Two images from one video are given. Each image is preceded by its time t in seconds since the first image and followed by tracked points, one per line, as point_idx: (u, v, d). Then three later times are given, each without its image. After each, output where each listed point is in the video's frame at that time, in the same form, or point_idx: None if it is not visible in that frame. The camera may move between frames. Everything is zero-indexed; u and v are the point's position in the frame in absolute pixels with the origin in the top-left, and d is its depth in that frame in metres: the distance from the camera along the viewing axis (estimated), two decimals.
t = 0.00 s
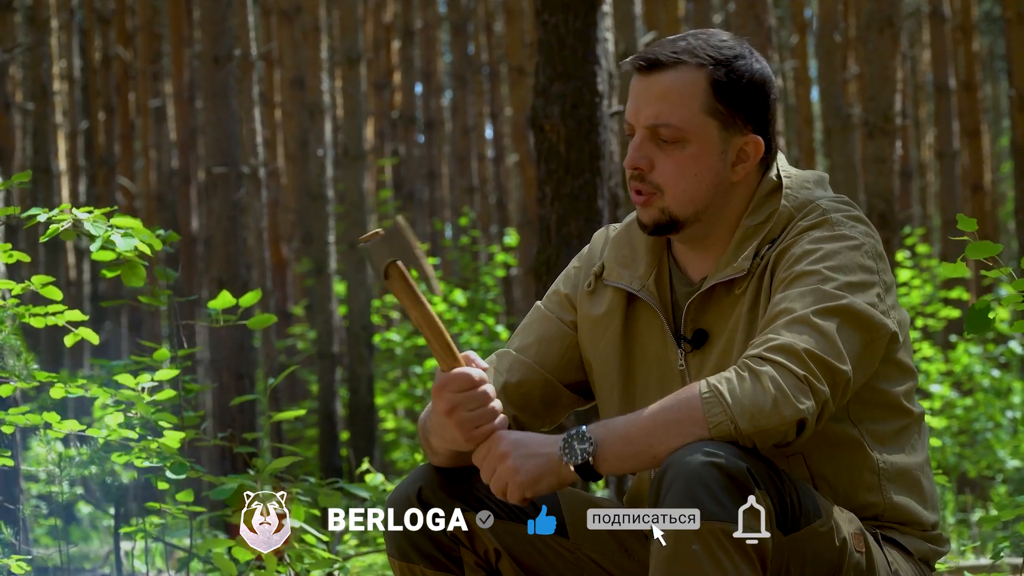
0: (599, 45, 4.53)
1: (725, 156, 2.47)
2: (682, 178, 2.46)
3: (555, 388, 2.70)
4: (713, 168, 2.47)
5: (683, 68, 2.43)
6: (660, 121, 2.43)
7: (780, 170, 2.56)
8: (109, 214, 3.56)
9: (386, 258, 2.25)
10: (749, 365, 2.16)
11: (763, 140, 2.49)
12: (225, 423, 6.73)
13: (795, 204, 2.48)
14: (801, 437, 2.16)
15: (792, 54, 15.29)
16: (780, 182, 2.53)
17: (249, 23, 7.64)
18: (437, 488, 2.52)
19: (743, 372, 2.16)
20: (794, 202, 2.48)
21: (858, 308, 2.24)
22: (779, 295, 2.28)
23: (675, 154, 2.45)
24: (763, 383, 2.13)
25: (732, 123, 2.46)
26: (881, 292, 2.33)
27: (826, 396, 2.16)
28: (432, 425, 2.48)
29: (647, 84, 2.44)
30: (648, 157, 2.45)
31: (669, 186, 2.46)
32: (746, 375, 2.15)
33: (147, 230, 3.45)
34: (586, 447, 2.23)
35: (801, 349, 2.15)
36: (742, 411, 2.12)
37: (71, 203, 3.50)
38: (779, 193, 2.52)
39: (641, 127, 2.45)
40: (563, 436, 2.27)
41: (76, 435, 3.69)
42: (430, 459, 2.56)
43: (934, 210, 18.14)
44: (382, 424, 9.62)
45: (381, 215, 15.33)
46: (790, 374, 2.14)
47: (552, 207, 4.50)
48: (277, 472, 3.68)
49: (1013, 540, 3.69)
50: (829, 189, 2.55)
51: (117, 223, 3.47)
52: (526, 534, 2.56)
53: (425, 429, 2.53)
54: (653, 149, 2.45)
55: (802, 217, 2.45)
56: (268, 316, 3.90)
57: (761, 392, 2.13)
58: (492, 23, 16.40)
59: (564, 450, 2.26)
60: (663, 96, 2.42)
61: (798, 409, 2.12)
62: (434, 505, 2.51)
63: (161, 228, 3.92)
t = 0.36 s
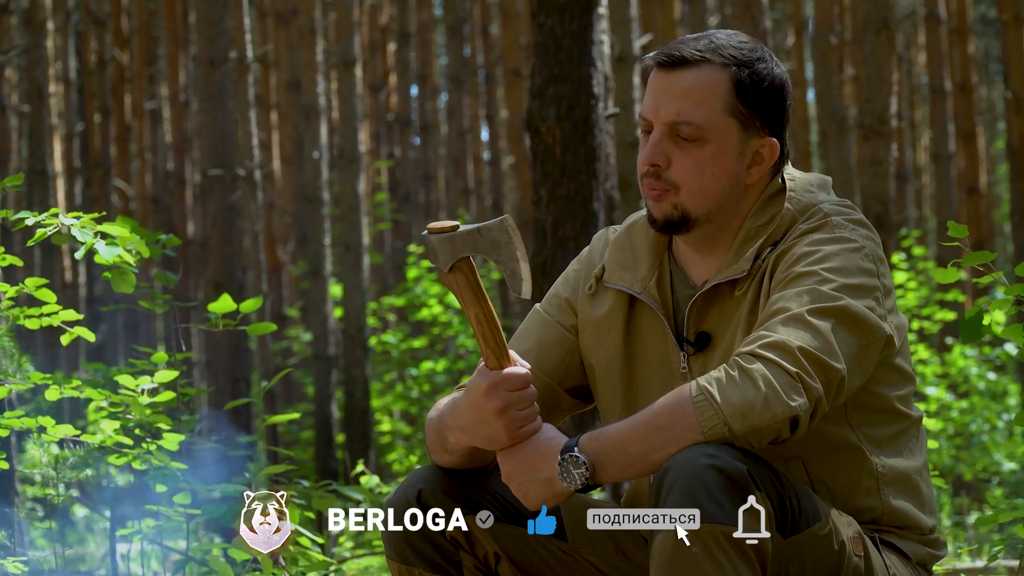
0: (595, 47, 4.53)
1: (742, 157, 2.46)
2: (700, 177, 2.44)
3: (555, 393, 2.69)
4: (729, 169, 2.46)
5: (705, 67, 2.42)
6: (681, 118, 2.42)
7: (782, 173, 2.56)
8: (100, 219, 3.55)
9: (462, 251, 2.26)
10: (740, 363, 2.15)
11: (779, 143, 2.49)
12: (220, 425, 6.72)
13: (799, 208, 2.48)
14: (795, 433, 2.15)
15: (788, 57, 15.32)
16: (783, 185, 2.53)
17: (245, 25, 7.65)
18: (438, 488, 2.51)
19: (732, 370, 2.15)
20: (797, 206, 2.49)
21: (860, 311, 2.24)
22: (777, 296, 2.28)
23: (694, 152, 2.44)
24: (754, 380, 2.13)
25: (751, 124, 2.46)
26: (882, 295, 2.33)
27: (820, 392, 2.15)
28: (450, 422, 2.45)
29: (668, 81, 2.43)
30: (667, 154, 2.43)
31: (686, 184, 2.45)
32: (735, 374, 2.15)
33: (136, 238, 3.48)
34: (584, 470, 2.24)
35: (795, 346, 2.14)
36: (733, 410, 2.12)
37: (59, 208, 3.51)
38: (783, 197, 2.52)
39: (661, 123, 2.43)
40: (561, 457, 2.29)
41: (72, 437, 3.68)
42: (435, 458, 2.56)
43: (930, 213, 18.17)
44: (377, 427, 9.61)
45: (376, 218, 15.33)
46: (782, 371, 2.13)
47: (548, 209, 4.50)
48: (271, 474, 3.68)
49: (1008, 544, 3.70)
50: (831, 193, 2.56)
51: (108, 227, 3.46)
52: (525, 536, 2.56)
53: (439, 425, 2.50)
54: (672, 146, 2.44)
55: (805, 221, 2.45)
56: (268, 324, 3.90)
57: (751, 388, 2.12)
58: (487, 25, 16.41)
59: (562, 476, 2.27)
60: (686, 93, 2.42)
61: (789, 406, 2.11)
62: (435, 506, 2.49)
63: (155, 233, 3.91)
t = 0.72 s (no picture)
0: (594, 52, 4.54)
1: (739, 159, 2.47)
2: (699, 180, 2.45)
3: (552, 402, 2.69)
4: (728, 171, 2.47)
5: (702, 70, 2.43)
6: (679, 121, 2.43)
7: (780, 179, 2.56)
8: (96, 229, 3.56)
9: (464, 254, 2.29)
10: (740, 368, 2.15)
11: (775, 145, 2.50)
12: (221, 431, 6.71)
13: (795, 213, 2.48)
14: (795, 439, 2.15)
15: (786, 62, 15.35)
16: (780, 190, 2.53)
17: (244, 30, 7.67)
18: (437, 490, 2.51)
19: (733, 375, 2.16)
20: (793, 210, 2.48)
21: (857, 315, 2.24)
22: (776, 301, 2.28)
23: (692, 154, 2.45)
24: (754, 386, 2.12)
25: (748, 126, 2.47)
26: (880, 299, 2.33)
27: (820, 397, 2.15)
28: (449, 427, 2.45)
29: (664, 84, 2.44)
30: (665, 156, 2.44)
31: (685, 187, 2.46)
32: (735, 379, 2.15)
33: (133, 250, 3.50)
34: (583, 472, 2.24)
35: (794, 350, 2.15)
36: (733, 414, 2.11)
37: (57, 218, 3.51)
38: (779, 202, 2.52)
39: (659, 126, 2.44)
40: (560, 459, 2.28)
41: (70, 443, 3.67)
42: (432, 463, 2.55)
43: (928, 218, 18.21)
44: (377, 431, 9.60)
45: (376, 223, 15.33)
46: (782, 376, 2.13)
47: (547, 215, 4.50)
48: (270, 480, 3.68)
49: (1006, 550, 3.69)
50: (828, 198, 2.55)
51: (103, 238, 3.47)
52: (524, 539, 2.56)
53: (438, 431, 2.50)
54: (670, 150, 2.44)
55: (802, 225, 2.45)
56: (266, 328, 3.90)
57: (751, 394, 2.12)
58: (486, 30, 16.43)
59: (562, 477, 2.27)
60: (682, 96, 2.43)
61: (790, 410, 2.11)
62: (433, 509, 2.49)
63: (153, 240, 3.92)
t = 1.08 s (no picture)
0: (593, 55, 4.54)
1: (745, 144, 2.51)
2: (722, 167, 2.46)
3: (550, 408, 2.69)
4: (742, 156, 2.49)
5: (697, 63, 2.46)
6: (692, 112, 2.44)
7: (773, 180, 2.55)
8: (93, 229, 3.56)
9: (454, 263, 2.28)
10: (742, 372, 2.15)
11: (764, 126, 2.57)
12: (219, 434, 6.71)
13: (792, 216, 2.46)
14: (797, 444, 2.14)
15: (785, 65, 15.35)
16: (775, 192, 2.51)
17: (243, 33, 7.69)
18: (437, 491, 2.50)
19: (735, 380, 2.15)
20: (789, 213, 2.47)
21: (857, 318, 2.23)
22: (776, 306, 2.27)
23: (710, 143, 2.45)
24: (756, 391, 2.12)
25: (746, 112, 2.52)
26: (880, 301, 2.32)
27: (821, 403, 2.14)
28: (445, 431, 2.45)
29: (668, 80, 2.46)
30: (686, 149, 2.45)
31: (710, 176, 2.46)
32: (738, 383, 2.14)
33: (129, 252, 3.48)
34: (576, 469, 2.25)
35: (794, 356, 2.14)
36: (736, 417, 2.11)
37: (54, 220, 3.50)
38: (775, 203, 2.50)
39: (672, 121, 2.45)
40: (554, 457, 2.30)
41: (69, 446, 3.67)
42: (429, 467, 2.55)
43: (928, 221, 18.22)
44: (376, 435, 9.59)
45: (376, 226, 15.33)
46: (783, 381, 2.13)
47: (545, 219, 4.50)
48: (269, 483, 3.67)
49: (1005, 553, 3.69)
50: (824, 198, 2.53)
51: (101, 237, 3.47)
52: (523, 543, 2.55)
53: (434, 435, 2.50)
54: (688, 141, 2.45)
55: (799, 229, 2.44)
56: (264, 331, 3.89)
57: (754, 399, 2.12)
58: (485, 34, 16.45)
59: (554, 474, 2.28)
60: (690, 88, 2.44)
61: (793, 415, 2.10)
62: (433, 509, 2.49)
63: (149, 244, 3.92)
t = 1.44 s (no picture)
0: (593, 56, 4.55)
1: (716, 148, 2.48)
2: (689, 178, 2.45)
3: (554, 410, 2.68)
4: (711, 163, 2.47)
5: (660, 75, 2.43)
6: (653, 126, 2.43)
7: (760, 178, 2.55)
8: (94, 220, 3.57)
9: (503, 275, 2.29)
10: (735, 370, 2.16)
11: (743, 125, 2.50)
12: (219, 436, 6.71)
13: (778, 212, 2.47)
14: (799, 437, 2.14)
15: (785, 68, 15.37)
16: (761, 190, 2.53)
17: (243, 35, 7.71)
18: (437, 491, 2.50)
19: (733, 377, 2.16)
20: (776, 209, 2.47)
21: (849, 309, 2.22)
22: (770, 301, 2.28)
23: (676, 155, 2.44)
24: (754, 386, 2.13)
25: (717, 115, 2.48)
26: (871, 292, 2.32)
27: (818, 392, 2.13)
28: (454, 440, 2.44)
29: (628, 96, 2.44)
30: (651, 164, 2.44)
31: (676, 189, 2.45)
32: (736, 380, 2.15)
33: (133, 234, 3.51)
34: (583, 486, 2.24)
35: (787, 350, 2.14)
36: (737, 412, 2.12)
37: (54, 211, 3.51)
38: (761, 202, 2.51)
39: (635, 137, 2.44)
40: (559, 476, 2.29)
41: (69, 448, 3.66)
42: (430, 468, 2.55)
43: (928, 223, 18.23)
44: (376, 437, 9.59)
45: (376, 227, 15.35)
46: (780, 375, 2.13)
47: (545, 219, 4.50)
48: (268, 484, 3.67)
49: (1006, 554, 3.69)
50: (811, 195, 2.54)
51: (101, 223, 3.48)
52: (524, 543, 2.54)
53: (441, 440, 2.50)
54: (652, 156, 2.44)
55: (786, 224, 2.44)
56: (262, 329, 3.88)
57: (752, 395, 2.12)
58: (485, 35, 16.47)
59: (561, 491, 2.27)
60: (651, 102, 2.43)
61: (792, 405, 2.10)
62: (434, 509, 2.48)
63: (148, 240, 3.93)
